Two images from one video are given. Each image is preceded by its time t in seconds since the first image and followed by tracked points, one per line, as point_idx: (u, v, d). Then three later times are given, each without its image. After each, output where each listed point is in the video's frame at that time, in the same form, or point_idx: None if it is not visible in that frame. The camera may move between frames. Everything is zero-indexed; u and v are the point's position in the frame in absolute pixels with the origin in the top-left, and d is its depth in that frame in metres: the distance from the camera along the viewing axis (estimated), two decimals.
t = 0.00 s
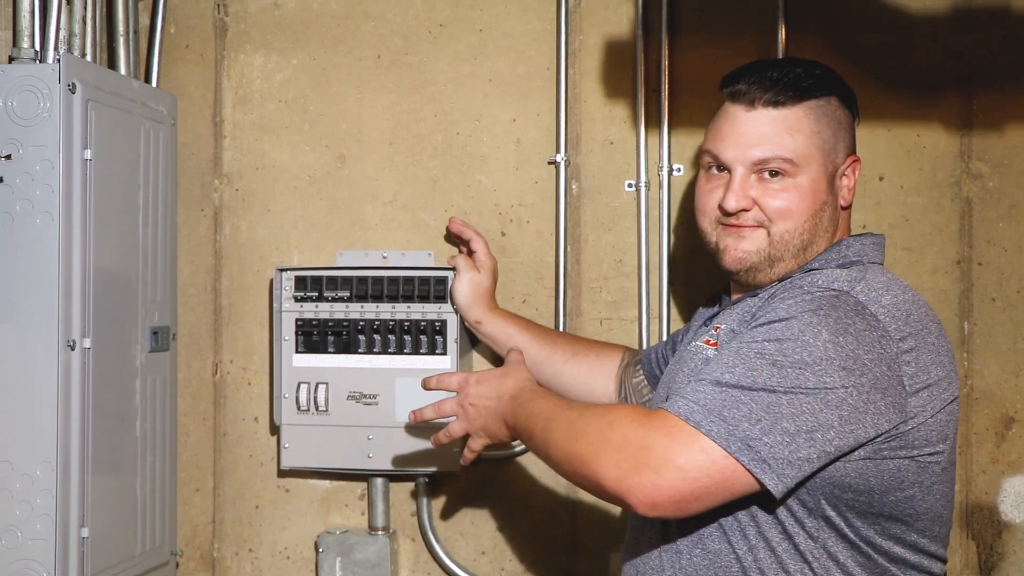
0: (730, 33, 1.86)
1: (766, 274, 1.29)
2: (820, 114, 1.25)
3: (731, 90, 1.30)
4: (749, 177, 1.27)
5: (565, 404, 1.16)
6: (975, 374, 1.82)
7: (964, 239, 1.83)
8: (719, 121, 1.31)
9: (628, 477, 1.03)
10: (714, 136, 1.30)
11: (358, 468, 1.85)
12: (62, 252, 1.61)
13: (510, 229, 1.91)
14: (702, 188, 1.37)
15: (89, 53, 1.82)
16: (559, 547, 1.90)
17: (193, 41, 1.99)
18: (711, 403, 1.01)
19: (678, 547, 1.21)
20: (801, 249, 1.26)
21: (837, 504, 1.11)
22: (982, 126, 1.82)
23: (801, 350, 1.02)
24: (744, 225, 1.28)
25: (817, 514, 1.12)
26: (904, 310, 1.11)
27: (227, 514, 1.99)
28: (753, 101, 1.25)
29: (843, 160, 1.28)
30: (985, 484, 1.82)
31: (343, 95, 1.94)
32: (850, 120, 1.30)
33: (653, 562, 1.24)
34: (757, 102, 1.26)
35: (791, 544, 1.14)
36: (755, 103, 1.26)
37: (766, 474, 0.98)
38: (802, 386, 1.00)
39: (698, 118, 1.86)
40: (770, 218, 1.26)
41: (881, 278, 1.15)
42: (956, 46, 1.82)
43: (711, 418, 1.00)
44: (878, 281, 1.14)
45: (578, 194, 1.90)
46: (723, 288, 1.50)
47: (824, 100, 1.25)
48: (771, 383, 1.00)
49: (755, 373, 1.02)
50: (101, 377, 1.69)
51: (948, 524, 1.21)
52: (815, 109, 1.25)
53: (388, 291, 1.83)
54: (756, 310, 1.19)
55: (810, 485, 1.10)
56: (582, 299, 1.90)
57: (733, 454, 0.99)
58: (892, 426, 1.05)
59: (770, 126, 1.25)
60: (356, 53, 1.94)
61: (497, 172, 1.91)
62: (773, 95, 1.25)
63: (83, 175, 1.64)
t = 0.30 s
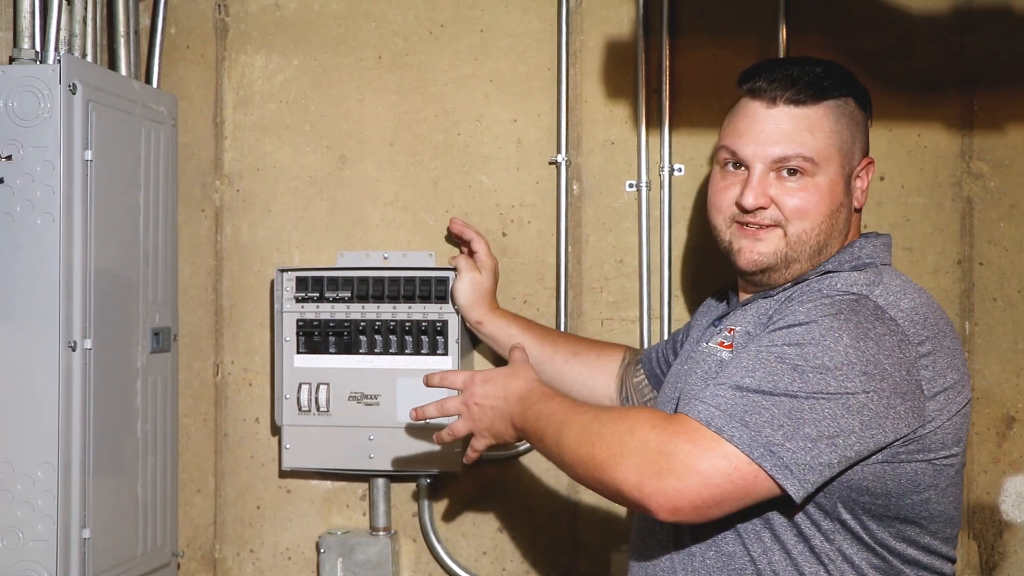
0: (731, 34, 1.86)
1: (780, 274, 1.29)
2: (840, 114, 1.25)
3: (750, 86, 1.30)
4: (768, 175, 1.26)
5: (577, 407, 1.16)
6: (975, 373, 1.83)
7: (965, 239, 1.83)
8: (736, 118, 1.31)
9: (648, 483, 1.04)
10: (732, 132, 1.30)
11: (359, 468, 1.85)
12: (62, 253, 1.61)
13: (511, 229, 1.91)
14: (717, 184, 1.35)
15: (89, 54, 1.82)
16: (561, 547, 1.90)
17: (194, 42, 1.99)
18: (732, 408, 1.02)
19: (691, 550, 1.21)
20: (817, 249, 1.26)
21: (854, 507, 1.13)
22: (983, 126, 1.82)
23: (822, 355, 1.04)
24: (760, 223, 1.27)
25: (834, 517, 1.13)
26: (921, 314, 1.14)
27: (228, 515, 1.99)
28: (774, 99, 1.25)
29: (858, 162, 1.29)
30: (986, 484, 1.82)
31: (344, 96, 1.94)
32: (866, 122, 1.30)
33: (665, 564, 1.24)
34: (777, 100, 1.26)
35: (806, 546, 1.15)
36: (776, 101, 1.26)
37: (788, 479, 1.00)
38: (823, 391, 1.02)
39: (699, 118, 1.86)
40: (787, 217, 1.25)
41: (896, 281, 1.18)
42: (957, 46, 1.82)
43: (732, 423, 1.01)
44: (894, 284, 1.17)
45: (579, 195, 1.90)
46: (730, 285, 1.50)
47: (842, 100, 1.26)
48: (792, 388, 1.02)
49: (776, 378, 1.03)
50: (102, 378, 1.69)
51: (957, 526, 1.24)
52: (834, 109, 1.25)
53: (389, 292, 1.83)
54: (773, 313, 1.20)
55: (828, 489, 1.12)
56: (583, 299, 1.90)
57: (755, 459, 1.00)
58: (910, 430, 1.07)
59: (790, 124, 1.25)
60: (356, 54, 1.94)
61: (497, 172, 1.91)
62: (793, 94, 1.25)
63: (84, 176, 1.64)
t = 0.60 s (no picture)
0: (730, 34, 1.86)
1: (786, 275, 1.29)
2: (849, 115, 1.26)
3: (760, 85, 1.30)
4: (776, 174, 1.26)
5: (583, 410, 1.16)
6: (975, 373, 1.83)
7: (964, 239, 1.83)
8: (745, 116, 1.31)
9: (659, 487, 1.04)
10: (740, 131, 1.30)
11: (358, 470, 1.85)
12: (61, 254, 1.61)
13: (511, 230, 1.91)
14: (724, 183, 1.35)
15: (88, 55, 1.82)
16: (561, 547, 1.90)
17: (193, 43, 1.98)
18: (743, 411, 1.03)
19: (699, 552, 1.21)
20: (823, 250, 1.26)
21: (863, 508, 1.13)
22: (982, 126, 1.82)
23: (832, 357, 1.05)
24: (767, 223, 1.27)
25: (843, 519, 1.13)
26: (930, 315, 1.14)
27: (227, 516, 1.99)
28: (783, 99, 1.25)
29: (865, 163, 1.29)
30: (985, 484, 1.82)
31: (343, 96, 1.94)
32: (873, 123, 1.31)
33: (671, 566, 1.24)
34: (786, 100, 1.26)
35: (816, 548, 1.15)
36: (785, 101, 1.26)
37: (801, 482, 1.00)
38: (835, 393, 1.02)
39: (698, 118, 1.86)
40: (795, 217, 1.25)
41: (904, 282, 1.18)
42: (956, 47, 1.83)
43: (744, 426, 1.01)
44: (902, 285, 1.17)
45: (578, 195, 1.90)
46: (732, 285, 1.50)
47: (851, 101, 1.26)
48: (804, 390, 1.03)
49: (787, 381, 1.04)
50: (102, 379, 1.69)
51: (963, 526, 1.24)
52: (843, 110, 1.25)
53: (388, 292, 1.83)
54: (781, 314, 1.20)
55: (838, 491, 1.12)
56: (583, 300, 1.90)
57: (768, 463, 1.00)
58: (920, 432, 1.08)
59: (799, 124, 1.25)
60: (356, 55, 1.94)
61: (496, 173, 1.91)
62: (803, 94, 1.25)
63: (83, 177, 1.64)
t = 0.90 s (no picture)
0: (729, 29, 1.85)
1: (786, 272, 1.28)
2: (847, 110, 1.25)
3: (757, 82, 1.29)
4: (775, 172, 1.26)
5: (585, 405, 1.16)
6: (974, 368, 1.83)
7: (964, 233, 1.83)
8: (744, 114, 1.30)
9: (664, 481, 1.04)
10: (739, 130, 1.29)
11: (358, 465, 1.85)
12: (61, 250, 1.60)
13: (510, 225, 1.91)
14: (724, 181, 1.34)
15: (87, 51, 1.81)
16: (561, 542, 1.91)
17: (191, 39, 1.98)
18: (747, 406, 1.03)
19: (701, 547, 1.21)
20: (824, 247, 1.26)
21: (866, 503, 1.13)
22: (982, 120, 1.82)
23: (836, 352, 1.04)
24: (767, 221, 1.27)
25: (846, 513, 1.13)
26: (933, 309, 1.14)
27: (227, 512, 1.99)
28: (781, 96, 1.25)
29: (865, 158, 1.29)
30: (985, 479, 1.82)
31: (342, 92, 1.94)
32: (871, 117, 1.31)
33: (673, 561, 1.24)
34: (785, 97, 1.25)
35: (818, 543, 1.15)
36: (783, 98, 1.25)
37: (805, 477, 1.00)
38: (839, 388, 1.02)
39: (698, 113, 1.86)
40: (795, 215, 1.25)
41: (907, 276, 1.18)
42: (956, 41, 1.82)
43: (749, 421, 1.01)
44: (906, 279, 1.17)
45: (577, 190, 1.90)
46: (733, 279, 1.50)
47: (849, 96, 1.26)
48: (807, 385, 1.02)
49: (791, 375, 1.04)
50: (102, 375, 1.69)
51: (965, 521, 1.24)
52: (841, 105, 1.25)
53: (388, 288, 1.83)
54: (784, 309, 1.20)
55: (842, 486, 1.12)
56: (583, 295, 1.90)
57: (772, 457, 1.00)
58: (924, 426, 1.08)
59: (798, 121, 1.24)
60: (355, 50, 1.94)
61: (496, 168, 1.91)
62: (801, 91, 1.25)
63: (82, 173, 1.64)
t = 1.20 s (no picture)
0: (729, 29, 1.86)
1: (784, 268, 1.28)
2: (849, 108, 1.25)
3: (760, 78, 1.29)
4: (775, 168, 1.26)
5: (583, 405, 1.16)
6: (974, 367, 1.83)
7: (964, 233, 1.83)
8: (745, 110, 1.30)
9: (660, 481, 1.04)
10: (740, 124, 1.29)
11: (358, 464, 1.85)
12: (61, 249, 1.61)
13: (510, 224, 1.91)
14: (723, 176, 1.34)
15: (87, 50, 1.82)
16: (561, 541, 1.90)
17: (191, 38, 1.98)
18: (743, 406, 1.03)
19: (700, 548, 1.21)
20: (822, 244, 1.26)
21: (864, 503, 1.13)
22: (981, 119, 1.82)
23: (833, 352, 1.04)
24: (765, 217, 1.27)
25: (844, 514, 1.13)
26: (931, 309, 1.14)
27: (227, 511, 1.99)
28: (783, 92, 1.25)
29: (866, 157, 1.29)
30: (985, 478, 1.82)
31: (342, 91, 1.94)
32: (874, 116, 1.30)
33: (671, 561, 1.24)
34: (786, 94, 1.25)
35: (816, 543, 1.15)
36: (784, 94, 1.25)
37: (802, 477, 1.00)
38: (836, 388, 1.02)
39: (698, 113, 1.86)
40: (793, 211, 1.25)
41: (905, 276, 1.18)
42: (956, 41, 1.82)
43: (746, 421, 1.01)
44: (904, 279, 1.17)
45: (577, 190, 1.90)
46: (732, 279, 1.49)
47: (851, 95, 1.25)
48: (805, 385, 1.02)
49: (788, 376, 1.04)
50: (101, 374, 1.69)
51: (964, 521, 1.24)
52: (843, 104, 1.25)
53: (388, 287, 1.83)
54: (782, 309, 1.20)
55: (839, 487, 1.12)
56: (582, 294, 1.90)
57: (769, 458, 1.00)
58: (921, 426, 1.08)
59: (798, 118, 1.24)
60: (355, 49, 1.94)
61: (496, 167, 1.91)
62: (803, 88, 1.25)
63: (82, 172, 1.64)
